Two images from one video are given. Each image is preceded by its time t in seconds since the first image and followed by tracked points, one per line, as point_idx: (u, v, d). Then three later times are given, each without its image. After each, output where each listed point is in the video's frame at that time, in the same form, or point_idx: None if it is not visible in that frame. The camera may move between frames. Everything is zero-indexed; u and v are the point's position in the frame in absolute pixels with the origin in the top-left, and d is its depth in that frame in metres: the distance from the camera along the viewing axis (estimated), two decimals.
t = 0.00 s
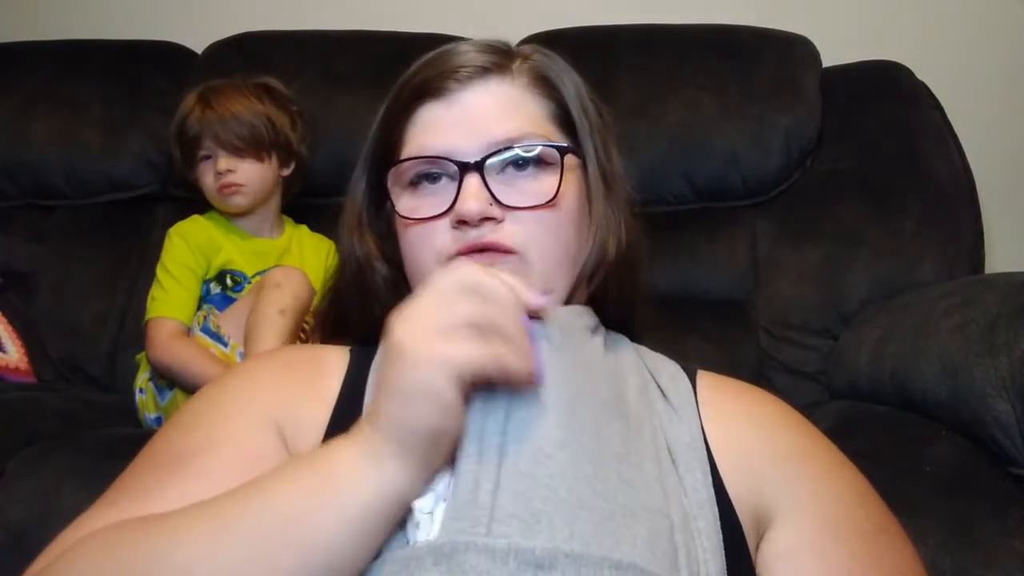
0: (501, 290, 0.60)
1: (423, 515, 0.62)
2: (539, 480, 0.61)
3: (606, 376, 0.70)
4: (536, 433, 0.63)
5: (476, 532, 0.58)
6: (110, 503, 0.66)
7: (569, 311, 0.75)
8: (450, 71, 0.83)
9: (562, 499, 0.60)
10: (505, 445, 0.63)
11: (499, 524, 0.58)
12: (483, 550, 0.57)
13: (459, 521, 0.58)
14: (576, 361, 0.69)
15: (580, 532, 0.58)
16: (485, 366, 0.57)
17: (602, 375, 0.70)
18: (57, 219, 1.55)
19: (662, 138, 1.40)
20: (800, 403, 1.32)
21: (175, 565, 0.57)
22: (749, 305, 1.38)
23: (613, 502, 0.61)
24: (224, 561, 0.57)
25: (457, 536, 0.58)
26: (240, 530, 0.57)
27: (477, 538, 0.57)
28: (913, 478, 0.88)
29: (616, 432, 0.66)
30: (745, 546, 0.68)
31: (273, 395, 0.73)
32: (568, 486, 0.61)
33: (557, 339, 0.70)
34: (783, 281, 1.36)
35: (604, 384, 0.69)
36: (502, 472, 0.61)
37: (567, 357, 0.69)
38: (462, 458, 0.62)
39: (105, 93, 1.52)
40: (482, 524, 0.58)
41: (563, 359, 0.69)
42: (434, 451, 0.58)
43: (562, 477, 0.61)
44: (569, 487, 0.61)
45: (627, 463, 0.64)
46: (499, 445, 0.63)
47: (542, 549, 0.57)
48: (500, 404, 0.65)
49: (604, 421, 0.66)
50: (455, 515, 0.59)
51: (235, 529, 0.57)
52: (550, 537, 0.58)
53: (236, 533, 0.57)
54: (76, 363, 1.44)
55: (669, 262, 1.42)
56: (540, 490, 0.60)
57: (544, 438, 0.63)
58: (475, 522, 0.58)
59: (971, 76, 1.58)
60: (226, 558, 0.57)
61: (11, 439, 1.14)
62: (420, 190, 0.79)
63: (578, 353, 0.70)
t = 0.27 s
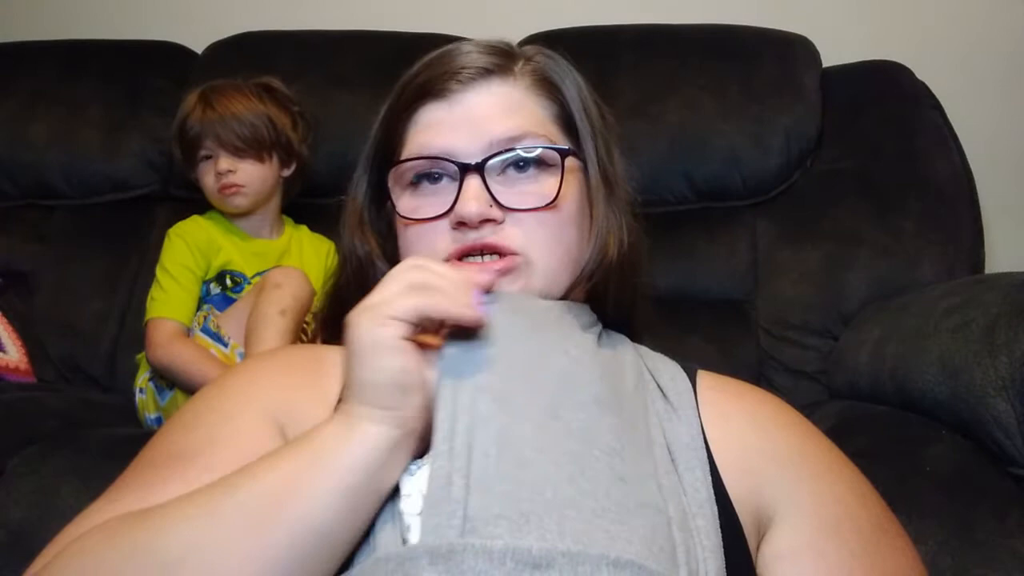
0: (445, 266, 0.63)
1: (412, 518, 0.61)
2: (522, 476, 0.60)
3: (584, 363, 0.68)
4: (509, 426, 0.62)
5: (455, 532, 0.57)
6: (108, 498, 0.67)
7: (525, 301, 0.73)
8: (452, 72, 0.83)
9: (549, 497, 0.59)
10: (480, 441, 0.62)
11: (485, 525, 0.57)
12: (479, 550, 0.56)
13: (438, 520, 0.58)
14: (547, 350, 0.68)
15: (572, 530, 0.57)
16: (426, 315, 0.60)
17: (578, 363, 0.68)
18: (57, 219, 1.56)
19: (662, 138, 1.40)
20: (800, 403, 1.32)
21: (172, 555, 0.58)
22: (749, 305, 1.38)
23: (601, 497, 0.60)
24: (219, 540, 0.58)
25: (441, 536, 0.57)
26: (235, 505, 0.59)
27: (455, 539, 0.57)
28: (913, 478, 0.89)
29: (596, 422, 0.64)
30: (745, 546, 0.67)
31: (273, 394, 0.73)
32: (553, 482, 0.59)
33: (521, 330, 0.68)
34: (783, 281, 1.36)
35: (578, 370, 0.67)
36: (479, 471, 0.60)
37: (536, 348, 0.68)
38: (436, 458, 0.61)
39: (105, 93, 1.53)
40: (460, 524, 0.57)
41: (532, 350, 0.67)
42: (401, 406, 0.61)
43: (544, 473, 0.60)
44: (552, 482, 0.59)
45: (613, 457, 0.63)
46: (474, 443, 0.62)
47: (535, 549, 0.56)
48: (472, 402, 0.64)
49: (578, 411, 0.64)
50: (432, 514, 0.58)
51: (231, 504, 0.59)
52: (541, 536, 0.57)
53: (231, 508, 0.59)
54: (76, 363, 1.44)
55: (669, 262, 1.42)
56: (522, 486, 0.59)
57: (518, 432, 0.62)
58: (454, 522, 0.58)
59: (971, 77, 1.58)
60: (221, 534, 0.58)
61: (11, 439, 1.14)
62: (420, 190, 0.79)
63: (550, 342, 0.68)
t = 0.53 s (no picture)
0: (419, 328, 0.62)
1: (405, 532, 0.65)
2: (518, 492, 0.61)
3: (578, 379, 0.70)
4: (503, 444, 0.64)
5: (449, 546, 0.59)
6: (103, 502, 0.70)
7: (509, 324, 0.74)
8: (456, 72, 0.82)
9: (547, 512, 0.61)
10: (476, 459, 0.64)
11: (480, 540, 0.59)
12: (474, 562, 0.57)
13: (433, 535, 0.60)
14: (541, 367, 0.70)
15: (568, 542, 0.59)
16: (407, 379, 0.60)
17: (571, 378, 0.69)
18: (57, 219, 1.56)
19: (662, 138, 1.40)
20: (800, 403, 1.32)
21: None
22: (749, 305, 1.38)
23: (596, 508, 0.62)
24: None
25: (435, 550, 0.59)
26: (189, 546, 0.61)
27: (451, 553, 0.58)
28: (912, 478, 0.89)
29: (589, 437, 0.66)
30: (744, 550, 0.68)
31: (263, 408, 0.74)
32: (550, 497, 0.61)
33: (513, 351, 0.70)
34: (783, 281, 1.36)
35: (570, 386, 0.69)
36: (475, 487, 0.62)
37: (529, 366, 0.70)
38: (432, 476, 0.63)
39: (105, 94, 1.53)
40: (454, 540, 0.59)
41: (526, 369, 0.69)
42: (351, 468, 0.60)
43: (540, 488, 0.62)
44: (551, 499, 0.61)
45: (604, 469, 0.65)
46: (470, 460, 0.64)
47: (531, 561, 0.58)
48: (467, 423, 0.66)
49: (570, 426, 0.66)
50: (427, 529, 0.60)
51: (186, 545, 0.61)
52: (537, 549, 0.58)
53: (185, 549, 0.61)
54: (76, 363, 1.44)
55: (669, 261, 1.42)
56: (517, 501, 0.61)
57: (512, 449, 0.64)
58: (447, 537, 0.59)
59: (972, 76, 1.58)
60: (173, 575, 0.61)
61: (11, 440, 1.15)
62: (421, 188, 0.79)
63: (543, 358, 0.70)
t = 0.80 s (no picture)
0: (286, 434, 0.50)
1: (402, 533, 0.66)
2: (514, 494, 0.62)
3: (577, 377, 0.70)
4: (500, 445, 0.65)
5: (445, 547, 0.60)
6: (85, 532, 0.72)
7: (507, 326, 0.74)
8: (461, 71, 0.82)
9: (544, 513, 0.61)
10: (474, 461, 0.64)
11: (477, 541, 0.60)
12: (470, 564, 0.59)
13: (429, 537, 0.61)
14: (539, 367, 0.70)
15: (564, 543, 0.60)
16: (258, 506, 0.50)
17: (570, 377, 0.69)
18: (57, 219, 1.56)
19: (662, 138, 1.40)
20: (800, 403, 1.32)
21: None
22: (748, 304, 1.38)
23: (593, 508, 0.62)
24: None
25: (432, 551, 0.60)
26: None
27: (447, 554, 0.60)
28: (912, 478, 0.89)
29: (586, 437, 0.66)
30: (743, 550, 0.68)
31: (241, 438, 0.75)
32: (547, 498, 0.62)
33: (511, 353, 0.71)
34: (783, 281, 1.36)
35: (569, 385, 0.69)
36: (472, 489, 0.62)
37: (527, 367, 0.70)
38: (430, 477, 0.64)
39: (105, 94, 1.53)
40: (451, 541, 0.60)
41: (524, 371, 0.69)
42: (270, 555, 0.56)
43: (536, 489, 0.62)
44: (548, 499, 0.62)
45: (602, 469, 0.65)
46: (467, 461, 0.64)
47: (526, 563, 0.59)
48: (465, 424, 0.66)
49: (568, 426, 0.66)
50: (424, 530, 0.61)
51: None
52: (533, 550, 0.59)
53: None
54: (77, 363, 1.44)
55: (669, 261, 1.42)
56: (513, 503, 0.62)
57: (509, 451, 0.64)
58: (444, 539, 0.60)
59: (972, 76, 1.58)
60: None
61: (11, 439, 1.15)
62: (424, 187, 0.80)
63: (541, 358, 0.70)
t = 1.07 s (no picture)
0: None
1: (402, 536, 0.67)
2: (515, 496, 0.62)
3: (578, 378, 0.69)
4: (502, 447, 0.65)
5: (445, 550, 0.60)
6: (84, 546, 0.72)
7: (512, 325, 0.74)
8: (460, 71, 0.82)
9: (545, 515, 0.62)
10: (475, 463, 0.64)
11: (477, 544, 0.60)
12: (469, 567, 0.59)
13: (430, 539, 0.61)
14: (540, 368, 0.70)
15: (564, 545, 0.60)
16: None
17: (571, 378, 0.69)
18: (57, 219, 1.56)
19: (662, 139, 1.40)
20: (800, 403, 1.32)
21: None
22: (748, 304, 1.38)
23: (593, 510, 0.62)
24: None
25: (432, 553, 0.60)
26: None
27: (447, 557, 0.60)
28: (912, 478, 0.89)
29: (587, 439, 0.66)
30: (745, 550, 0.68)
31: (236, 434, 0.75)
32: (548, 501, 0.62)
33: (513, 354, 0.71)
34: (783, 281, 1.36)
35: (571, 386, 0.69)
36: (473, 491, 0.63)
37: (529, 368, 0.70)
38: (430, 479, 0.64)
39: (105, 93, 1.53)
40: (451, 544, 0.61)
41: (525, 372, 0.69)
42: None
43: (537, 492, 0.63)
44: (549, 502, 0.62)
45: (603, 471, 0.65)
46: (468, 463, 0.64)
47: (527, 565, 0.59)
48: (467, 426, 0.66)
49: (569, 428, 0.66)
50: (424, 532, 0.61)
51: None
52: (533, 553, 0.60)
53: None
54: (77, 363, 1.44)
55: (669, 261, 1.42)
56: (514, 505, 0.62)
57: (510, 453, 0.64)
58: (444, 541, 0.61)
59: (973, 76, 1.58)
60: None
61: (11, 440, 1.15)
62: (424, 188, 0.80)
63: (543, 359, 0.70)
